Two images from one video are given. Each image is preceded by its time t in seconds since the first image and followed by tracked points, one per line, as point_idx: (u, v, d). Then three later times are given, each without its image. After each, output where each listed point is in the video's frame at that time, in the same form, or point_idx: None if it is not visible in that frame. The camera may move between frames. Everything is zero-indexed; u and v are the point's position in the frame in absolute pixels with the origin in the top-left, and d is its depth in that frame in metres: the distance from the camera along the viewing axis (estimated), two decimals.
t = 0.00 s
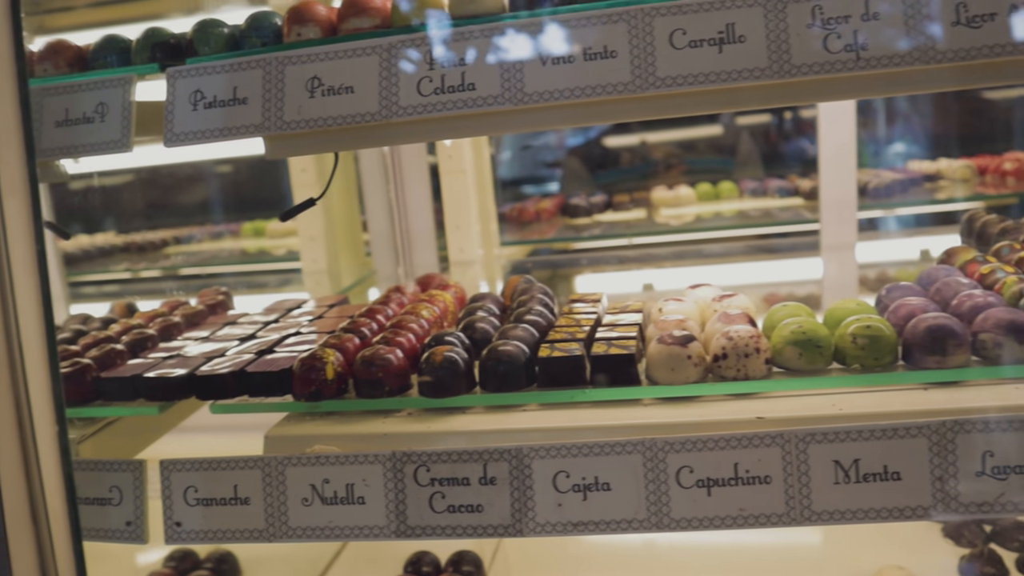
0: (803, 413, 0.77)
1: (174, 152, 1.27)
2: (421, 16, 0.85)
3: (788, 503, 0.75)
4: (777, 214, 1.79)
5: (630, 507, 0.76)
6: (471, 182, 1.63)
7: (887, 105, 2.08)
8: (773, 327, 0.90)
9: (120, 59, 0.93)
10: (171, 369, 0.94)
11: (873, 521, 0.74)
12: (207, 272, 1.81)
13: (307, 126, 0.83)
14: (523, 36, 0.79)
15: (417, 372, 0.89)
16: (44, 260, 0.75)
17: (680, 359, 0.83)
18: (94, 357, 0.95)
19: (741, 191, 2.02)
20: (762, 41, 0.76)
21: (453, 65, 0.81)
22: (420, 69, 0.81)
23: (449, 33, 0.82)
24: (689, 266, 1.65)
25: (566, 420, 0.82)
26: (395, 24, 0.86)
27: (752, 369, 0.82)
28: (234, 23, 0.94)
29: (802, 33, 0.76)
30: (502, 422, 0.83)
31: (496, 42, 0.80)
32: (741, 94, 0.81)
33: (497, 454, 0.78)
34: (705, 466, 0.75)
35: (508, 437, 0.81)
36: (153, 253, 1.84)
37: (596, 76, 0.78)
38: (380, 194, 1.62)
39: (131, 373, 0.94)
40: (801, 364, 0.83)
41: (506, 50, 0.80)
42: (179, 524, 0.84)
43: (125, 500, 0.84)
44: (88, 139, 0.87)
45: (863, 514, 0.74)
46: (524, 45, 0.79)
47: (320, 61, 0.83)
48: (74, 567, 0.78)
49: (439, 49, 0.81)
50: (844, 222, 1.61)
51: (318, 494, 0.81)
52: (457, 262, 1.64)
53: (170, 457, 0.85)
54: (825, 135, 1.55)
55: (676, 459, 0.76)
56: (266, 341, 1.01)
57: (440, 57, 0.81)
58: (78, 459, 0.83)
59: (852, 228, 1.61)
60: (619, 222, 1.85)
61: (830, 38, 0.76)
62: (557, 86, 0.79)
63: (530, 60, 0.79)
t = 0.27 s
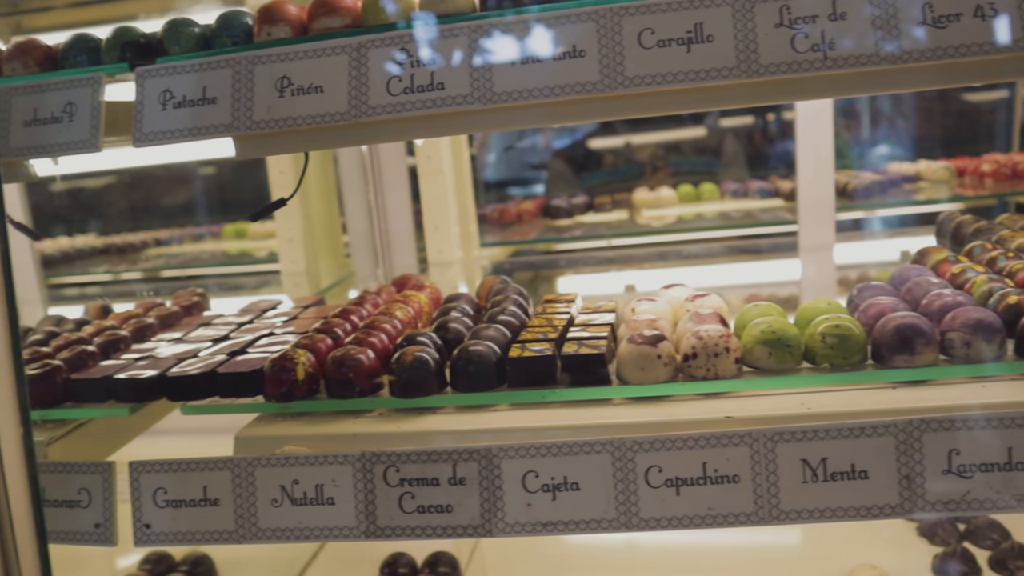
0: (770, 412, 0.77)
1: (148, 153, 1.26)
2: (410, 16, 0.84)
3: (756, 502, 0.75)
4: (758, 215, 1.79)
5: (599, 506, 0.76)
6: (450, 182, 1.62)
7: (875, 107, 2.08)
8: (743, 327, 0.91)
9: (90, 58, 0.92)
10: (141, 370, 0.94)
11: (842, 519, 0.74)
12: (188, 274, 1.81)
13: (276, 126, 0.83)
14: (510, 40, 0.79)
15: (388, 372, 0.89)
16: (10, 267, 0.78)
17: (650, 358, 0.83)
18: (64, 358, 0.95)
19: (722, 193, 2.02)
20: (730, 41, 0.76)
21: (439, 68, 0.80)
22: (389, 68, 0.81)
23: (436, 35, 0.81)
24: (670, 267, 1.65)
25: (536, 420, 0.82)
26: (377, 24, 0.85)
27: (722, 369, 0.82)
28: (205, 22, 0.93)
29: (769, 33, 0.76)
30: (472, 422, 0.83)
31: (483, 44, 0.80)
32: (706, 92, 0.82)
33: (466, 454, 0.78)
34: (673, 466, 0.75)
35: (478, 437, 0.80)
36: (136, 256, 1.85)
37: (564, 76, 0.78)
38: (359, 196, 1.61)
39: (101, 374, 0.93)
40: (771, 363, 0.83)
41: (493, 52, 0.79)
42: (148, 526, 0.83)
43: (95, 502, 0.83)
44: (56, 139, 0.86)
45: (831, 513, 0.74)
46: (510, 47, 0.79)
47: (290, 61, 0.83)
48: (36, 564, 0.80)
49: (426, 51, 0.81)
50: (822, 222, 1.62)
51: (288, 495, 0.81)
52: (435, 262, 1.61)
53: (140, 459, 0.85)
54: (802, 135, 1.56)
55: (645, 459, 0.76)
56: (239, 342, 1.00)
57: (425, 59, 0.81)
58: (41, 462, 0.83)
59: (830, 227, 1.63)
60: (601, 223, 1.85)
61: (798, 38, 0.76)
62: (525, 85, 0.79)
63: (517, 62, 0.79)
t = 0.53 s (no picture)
0: (737, 412, 0.77)
1: (121, 154, 1.25)
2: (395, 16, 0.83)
3: (722, 503, 0.75)
4: (739, 215, 1.79)
5: (565, 507, 0.76)
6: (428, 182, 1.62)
7: (859, 107, 2.07)
8: (712, 327, 0.91)
9: (57, 58, 0.92)
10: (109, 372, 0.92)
11: (806, 520, 0.74)
12: (168, 277, 1.79)
13: (242, 127, 0.83)
14: (498, 41, 0.78)
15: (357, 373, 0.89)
16: None
17: (617, 359, 0.82)
18: (32, 361, 0.94)
19: (702, 194, 2.03)
20: (695, 41, 0.76)
21: (427, 69, 0.80)
22: (355, 68, 0.81)
23: (421, 36, 0.80)
24: (649, 267, 1.65)
25: (503, 422, 0.82)
26: (344, 24, 0.85)
27: (689, 369, 0.82)
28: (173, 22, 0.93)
29: (735, 32, 0.76)
30: (440, 424, 0.83)
31: (470, 45, 0.79)
32: (671, 94, 0.82)
33: (432, 455, 0.78)
34: (639, 467, 0.75)
35: (445, 439, 0.80)
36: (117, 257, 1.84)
37: (530, 75, 0.78)
38: (336, 198, 1.58)
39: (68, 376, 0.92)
40: (739, 364, 0.83)
41: (481, 53, 0.79)
42: (114, 529, 0.83)
43: (60, 505, 0.82)
44: (21, 139, 0.85)
45: (797, 513, 0.74)
46: (498, 48, 0.78)
47: (256, 61, 0.83)
48: None
49: (412, 51, 0.80)
50: (799, 222, 1.61)
51: (254, 497, 0.80)
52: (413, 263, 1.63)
53: (106, 462, 0.84)
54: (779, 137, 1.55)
55: (611, 459, 0.75)
56: (209, 343, 1.00)
57: (412, 60, 0.80)
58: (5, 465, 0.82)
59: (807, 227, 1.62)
60: (583, 224, 1.85)
61: (763, 38, 0.76)
62: (491, 85, 0.79)
63: (504, 63, 0.78)
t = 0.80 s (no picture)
0: (712, 413, 0.77)
1: (102, 155, 1.25)
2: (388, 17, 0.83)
3: (697, 503, 0.75)
4: (726, 217, 1.80)
5: (541, 509, 0.76)
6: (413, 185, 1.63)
7: (848, 108, 2.07)
8: (689, 328, 0.91)
9: (35, 60, 0.92)
10: (87, 373, 0.92)
11: (781, 520, 0.74)
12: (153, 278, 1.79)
13: (219, 128, 0.82)
14: (488, 42, 0.78)
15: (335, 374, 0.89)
16: None
17: (593, 360, 0.83)
18: (9, 363, 0.93)
19: (688, 196, 2.03)
20: (669, 43, 0.76)
21: (416, 71, 0.79)
22: (332, 70, 0.81)
23: (412, 36, 0.80)
24: (636, 269, 1.65)
25: (479, 423, 0.82)
26: (321, 26, 0.85)
27: (666, 371, 0.82)
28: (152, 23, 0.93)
29: (709, 34, 0.76)
30: (417, 425, 0.83)
31: (461, 46, 0.79)
32: (638, 95, 0.82)
33: (408, 457, 0.78)
34: (614, 468, 0.75)
35: (422, 440, 0.80)
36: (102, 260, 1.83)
37: (506, 77, 0.78)
38: (322, 199, 1.58)
39: (46, 378, 0.91)
40: (715, 365, 0.83)
41: (472, 54, 0.78)
42: (91, 532, 0.82)
43: (36, 508, 0.82)
44: None
45: (771, 514, 0.74)
46: (489, 49, 0.78)
47: (232, 62, 0.83)
48: None
49: (404, 53, 0.80)
50: (783, 225, 1.60)
51: (231, 499, 0.80)
52: (399, 265, 1.63)
53: (82, 465, 0.84)
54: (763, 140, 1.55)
55: (586, 461, 0.75)
56: (188, 345, 0.99)
57: (403, 61, 0.80)
58: None
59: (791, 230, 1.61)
60: (570, 225, 1.85)
61: (737, 40, 0.76)
62: (467, 87, 0.79)
63: (495, 64, 0.78)
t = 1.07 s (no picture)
0: (675, 415, 0.77)
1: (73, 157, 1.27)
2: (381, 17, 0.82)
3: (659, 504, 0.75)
4: (709, 219, 1.80)
5: (504, 510, 0.76)
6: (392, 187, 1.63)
7: (835, 111, 2.07)
8: (657, 328, 0.92)
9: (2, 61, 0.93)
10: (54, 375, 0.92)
11: (743, 521, 0.74)
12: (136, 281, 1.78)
13: (185, 130, 0.82)
14: (479, 45, 0.78)
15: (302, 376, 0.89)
16: None
17: (558, 361, 0.83)
18: None
19: (671, 198, 2.04)
20: (631, 44, 0.76)
21: (406, 74, 0.79)
22: (297, 71, 0.81)
23: (404, 40, 0.79)
24: (618, 271, 1.65)
25: (444, 424, 0.82)
26: (286, 28, 0.85)
27: (630, 371, 0.83)
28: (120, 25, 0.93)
29: (672, 35, 0.76)
30: (382, 426, 0.83)
31: (450, 50, 0.79)
32: (599, 97, 0.82)
33: (372, 458, 0.78)
34: (577, 469, 0.75)
35: (387, 442, 0.80)
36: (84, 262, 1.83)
37: (470, 79, 0.78)
38: (301, 202, 1.58)
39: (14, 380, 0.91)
40: (680, 366, 0.84)
41: (461, 57, 0.78)
42: (55, 534, 0.82)
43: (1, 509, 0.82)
44: None
45: (734, 515, 0.74)
46: (479, 52, 0.78)
47: (198, 63, 0.83)
48: None
49: (393, 56, 0.79)
50: (760, 226, 1.60)
51: (196, 501, 0.80)
52: (378, 267, 1.62)
53: (47, 467, 0.84)
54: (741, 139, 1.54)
55: (549, 462, 0.75)
56: (159, 348, 0.99)
57: (394, 63, 0.79)
58: None
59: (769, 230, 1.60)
60: (553, 227, 1.85)
61: (699, 41, 0.76)
62: (431, 89, 0.79)
63: (485, 67, 0.78)
